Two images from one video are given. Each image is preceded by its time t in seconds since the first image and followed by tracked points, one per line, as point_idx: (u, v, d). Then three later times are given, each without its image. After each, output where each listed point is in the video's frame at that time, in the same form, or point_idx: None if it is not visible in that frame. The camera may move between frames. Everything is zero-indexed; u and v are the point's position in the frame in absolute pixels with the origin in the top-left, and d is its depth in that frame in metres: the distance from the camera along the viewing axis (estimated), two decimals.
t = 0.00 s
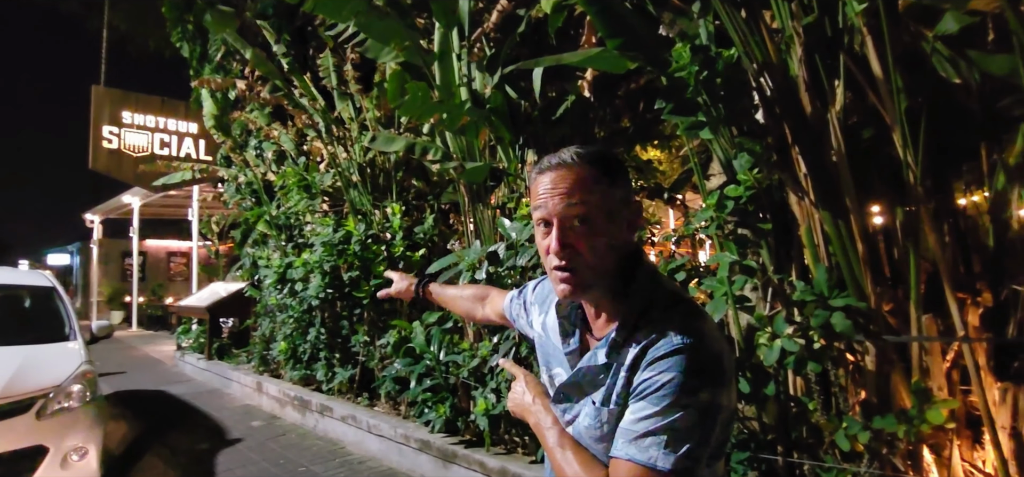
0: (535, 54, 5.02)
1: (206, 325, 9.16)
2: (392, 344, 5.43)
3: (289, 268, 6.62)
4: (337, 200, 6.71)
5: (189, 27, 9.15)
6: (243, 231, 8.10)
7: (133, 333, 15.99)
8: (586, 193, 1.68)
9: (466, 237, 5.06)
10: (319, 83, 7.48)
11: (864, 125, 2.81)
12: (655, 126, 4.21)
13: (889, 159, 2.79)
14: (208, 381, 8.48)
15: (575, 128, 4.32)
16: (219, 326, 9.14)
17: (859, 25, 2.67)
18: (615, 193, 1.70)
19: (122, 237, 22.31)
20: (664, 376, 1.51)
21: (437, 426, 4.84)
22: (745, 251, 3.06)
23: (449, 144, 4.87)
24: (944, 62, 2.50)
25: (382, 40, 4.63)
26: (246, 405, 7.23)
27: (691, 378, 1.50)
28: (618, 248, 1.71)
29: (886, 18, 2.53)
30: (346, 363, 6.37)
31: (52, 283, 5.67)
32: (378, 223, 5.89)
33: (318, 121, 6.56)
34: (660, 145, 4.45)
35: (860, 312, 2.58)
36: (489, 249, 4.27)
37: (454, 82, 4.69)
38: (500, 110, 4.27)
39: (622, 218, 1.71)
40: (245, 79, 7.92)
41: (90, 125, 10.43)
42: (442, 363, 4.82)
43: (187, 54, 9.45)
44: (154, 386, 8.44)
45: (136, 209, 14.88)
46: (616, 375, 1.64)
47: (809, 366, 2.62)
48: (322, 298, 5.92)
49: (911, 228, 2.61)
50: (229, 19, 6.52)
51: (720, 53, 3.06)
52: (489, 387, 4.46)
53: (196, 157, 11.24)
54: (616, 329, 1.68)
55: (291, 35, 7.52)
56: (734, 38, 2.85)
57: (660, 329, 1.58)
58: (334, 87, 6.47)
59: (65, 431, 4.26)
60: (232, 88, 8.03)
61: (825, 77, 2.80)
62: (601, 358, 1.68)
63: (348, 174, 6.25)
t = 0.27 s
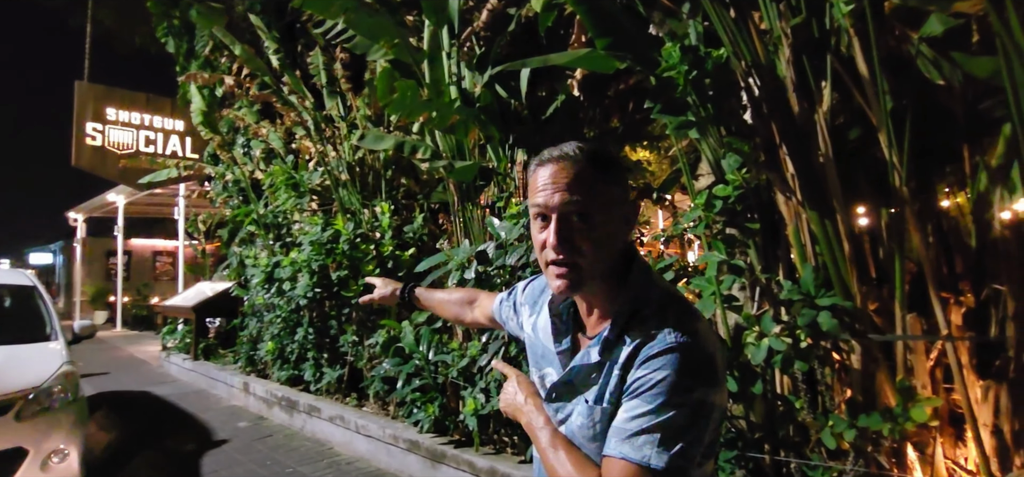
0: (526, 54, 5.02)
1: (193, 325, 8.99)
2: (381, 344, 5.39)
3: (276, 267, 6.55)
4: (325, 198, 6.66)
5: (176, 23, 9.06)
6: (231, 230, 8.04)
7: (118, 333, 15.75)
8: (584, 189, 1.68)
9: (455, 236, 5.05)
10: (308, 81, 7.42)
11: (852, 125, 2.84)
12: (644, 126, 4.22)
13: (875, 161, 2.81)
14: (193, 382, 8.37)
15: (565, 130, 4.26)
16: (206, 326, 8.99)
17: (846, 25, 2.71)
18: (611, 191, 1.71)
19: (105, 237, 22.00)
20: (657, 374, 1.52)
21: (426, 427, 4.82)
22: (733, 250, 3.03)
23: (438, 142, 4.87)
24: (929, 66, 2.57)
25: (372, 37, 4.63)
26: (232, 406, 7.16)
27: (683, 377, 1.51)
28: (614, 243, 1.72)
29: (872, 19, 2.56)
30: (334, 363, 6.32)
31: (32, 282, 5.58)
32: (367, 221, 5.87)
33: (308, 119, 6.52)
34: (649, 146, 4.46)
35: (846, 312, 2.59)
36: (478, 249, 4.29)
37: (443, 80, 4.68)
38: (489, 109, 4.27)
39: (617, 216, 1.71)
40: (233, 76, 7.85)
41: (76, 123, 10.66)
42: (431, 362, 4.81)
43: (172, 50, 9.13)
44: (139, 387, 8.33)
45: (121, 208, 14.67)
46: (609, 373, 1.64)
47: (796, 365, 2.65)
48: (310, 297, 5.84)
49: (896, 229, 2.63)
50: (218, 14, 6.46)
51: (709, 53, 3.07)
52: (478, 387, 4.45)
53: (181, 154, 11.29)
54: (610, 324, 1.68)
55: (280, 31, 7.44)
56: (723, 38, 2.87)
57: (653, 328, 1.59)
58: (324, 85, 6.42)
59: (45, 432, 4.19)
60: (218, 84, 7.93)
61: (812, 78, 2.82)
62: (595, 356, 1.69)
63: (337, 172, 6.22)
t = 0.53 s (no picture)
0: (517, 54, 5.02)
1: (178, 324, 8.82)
2: (369, 343, 5.36)
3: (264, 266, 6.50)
4: (314, 196, 6.61)
5: (162, 18, 8.97)
6: (218, 228, 7.99)
7: (102, 333, 15.50)
8: (597, 175, 1.66)
9: (444, 234, 5.07)
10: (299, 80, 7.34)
11: (837, 128, 2.87)
12: (634, 126, 4.27)
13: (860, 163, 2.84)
14: (179, 382, 8.25)
15: (554, 128, 4.43)
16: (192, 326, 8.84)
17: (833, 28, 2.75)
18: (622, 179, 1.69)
19: (88, 235, 21.67)
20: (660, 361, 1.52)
21: (415, 427, 4.81)
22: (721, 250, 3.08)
23: (429, 142, 4.87)
24: (911, 68, 2.61)
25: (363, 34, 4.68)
26: (218, 407, 7.08)
27: (684, 365, 1.51)
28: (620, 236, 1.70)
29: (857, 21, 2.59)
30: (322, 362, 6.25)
31: (13, 280, 5.49)
32: (356, 220, 5.85)
33: (297, 117, 6.48)
34: (638, 145, 4.46)
35: (831, 312, 2.61)
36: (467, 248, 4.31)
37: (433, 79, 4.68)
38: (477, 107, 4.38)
39: (625, 205, 1.69)
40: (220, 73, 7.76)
41: (60, 119, 10.56)
42: (420, 362, 4.79)
43: (158, 46, 9.11)
44: (122, 387, 8.22)
45: (105, 207, 14.43)
46: (609, 359, 1.63)
47: (781, 364, 2.71)
48: (298, 296, 5.78)
49: (880, 229, 2.67)
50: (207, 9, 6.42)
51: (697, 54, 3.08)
52: (467, 386, 4.45)
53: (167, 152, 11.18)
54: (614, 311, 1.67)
55: (269, 28, 7.35)
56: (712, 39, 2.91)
57: (656, 315, 1.59)
58: (314, 83, 6.38)
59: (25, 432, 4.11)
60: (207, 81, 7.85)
61: (799, 80, 2.84)
62: (595, 343, 1.66)
63: (326, 171, 6.20)
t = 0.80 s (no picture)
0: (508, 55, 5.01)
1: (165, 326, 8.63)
2: (358, 345, 5.35)
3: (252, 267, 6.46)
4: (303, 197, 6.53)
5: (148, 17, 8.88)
6: (206, 229, 7.96)
7: (88, 334, 15.31)
8: (628, 169, 1.69)
9: (434, 235, 5.11)
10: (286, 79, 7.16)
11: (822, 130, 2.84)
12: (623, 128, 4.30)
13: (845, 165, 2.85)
14: (165, 385, 8.14)
15: (544, 130, 4.40)
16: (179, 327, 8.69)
17: (817, 32, 2.75)
18: (651, 179, 1.71)
19: (72, 236, 21.38)
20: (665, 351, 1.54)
21: (404, 428, 4.81)
22: (708, 252, 3.12)
23: (418, 143, 4.95)
24: (896, 72, 2.60)
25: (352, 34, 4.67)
26: (206, 409, 6.99)
27: (687, 356, 1.53)
28: (636, 233, 1.70)
29: (841, 25, 2.62)
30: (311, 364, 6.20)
31: None
32: (345, 222, 5.86)
33: (286, 116, 6.47)
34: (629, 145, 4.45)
35: (816, 312, 2.64)
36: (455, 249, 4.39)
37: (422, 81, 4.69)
38: (466, 109, 4.41)
39: (647, 204, 1.69)
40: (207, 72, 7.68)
41: (43, 118, 10.45)
42: (409, 363, 4.78)
43: (144, 44, 9.03)
44: (106, 389, 8.11)
45: (90, 207, 14.24)
46: (612, 348, 1.64)
47: (768, 365, 2.73)
48: (286, 298, 5.82)
49: (863, 231, 2.71)
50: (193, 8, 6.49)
51: (685, 57, 3.10)
52: (455, 388, 4.47)
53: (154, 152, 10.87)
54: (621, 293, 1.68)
55: (257, 27, 7.23)
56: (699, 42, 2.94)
57: (662, 306, 1.61)
58: (302, 83, 6.33)
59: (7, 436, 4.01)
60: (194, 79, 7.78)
61: (785, 83, 2.86)
62: (598, 328, 1.67)
63: (315, 172, 6.21)
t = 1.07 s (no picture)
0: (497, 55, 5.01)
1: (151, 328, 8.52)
2: (347, 347, 5.32)
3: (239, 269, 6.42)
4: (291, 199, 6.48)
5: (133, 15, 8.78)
6: (192, 230, 7.89)
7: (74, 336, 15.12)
8: (626, 177, 1.62)
9: (423, 236, 5.12)
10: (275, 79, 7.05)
11: (807, 131, 2.86)
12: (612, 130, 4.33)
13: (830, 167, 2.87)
14: (151, 388, 8.04)
15: (534, 130, 4.46)
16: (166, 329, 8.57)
17: (801, 34, 2.76)
18: (651, 185, 1.64)
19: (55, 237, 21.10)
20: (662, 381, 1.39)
21: (392, 430, 4.79)
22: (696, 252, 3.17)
23: (407, 142, 4.98)
24: (880, 75, 2.63)
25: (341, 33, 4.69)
26: (192, 412, 6.90)
27: (692, 390, 1.38)
28: (631, 239, 1.63)
29: (825, 28, 2.64)
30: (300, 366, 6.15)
31: None
32: (333, 223, 5.81)
33: (272, 116, 6.44)
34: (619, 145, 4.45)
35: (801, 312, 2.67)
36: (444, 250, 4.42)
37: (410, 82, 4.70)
38: (455, 109, 4.47)
39: (645, 213, 1.62)
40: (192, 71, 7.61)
41: (25, 118, 10.37)
42: (397, 364, 4.82)
43: (129, 43, 8.94)
44: (91, 393, 8.00)
45: (74, 208, 14.06)
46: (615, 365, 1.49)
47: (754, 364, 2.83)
48: (274, 299, 5.87)
49: (847, 232, 2.74)
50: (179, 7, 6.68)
51: (673, 58, 3.12)
52: (445, 389, 4.50)
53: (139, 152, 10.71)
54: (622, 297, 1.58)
55: (243, 26, 7.11)
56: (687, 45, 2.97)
57: (670, 322, 1.47)
58: (289, 82, 6.30)
59: None
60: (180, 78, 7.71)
61: (772, 85, 2.90)
62: (595, 335, 1.55)
63: (303, 172, 6.17)
